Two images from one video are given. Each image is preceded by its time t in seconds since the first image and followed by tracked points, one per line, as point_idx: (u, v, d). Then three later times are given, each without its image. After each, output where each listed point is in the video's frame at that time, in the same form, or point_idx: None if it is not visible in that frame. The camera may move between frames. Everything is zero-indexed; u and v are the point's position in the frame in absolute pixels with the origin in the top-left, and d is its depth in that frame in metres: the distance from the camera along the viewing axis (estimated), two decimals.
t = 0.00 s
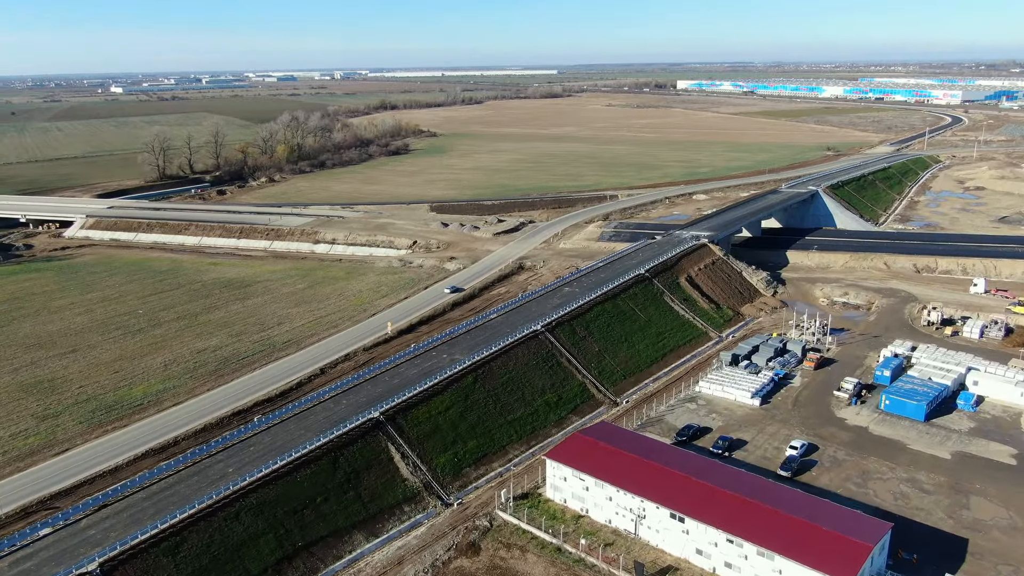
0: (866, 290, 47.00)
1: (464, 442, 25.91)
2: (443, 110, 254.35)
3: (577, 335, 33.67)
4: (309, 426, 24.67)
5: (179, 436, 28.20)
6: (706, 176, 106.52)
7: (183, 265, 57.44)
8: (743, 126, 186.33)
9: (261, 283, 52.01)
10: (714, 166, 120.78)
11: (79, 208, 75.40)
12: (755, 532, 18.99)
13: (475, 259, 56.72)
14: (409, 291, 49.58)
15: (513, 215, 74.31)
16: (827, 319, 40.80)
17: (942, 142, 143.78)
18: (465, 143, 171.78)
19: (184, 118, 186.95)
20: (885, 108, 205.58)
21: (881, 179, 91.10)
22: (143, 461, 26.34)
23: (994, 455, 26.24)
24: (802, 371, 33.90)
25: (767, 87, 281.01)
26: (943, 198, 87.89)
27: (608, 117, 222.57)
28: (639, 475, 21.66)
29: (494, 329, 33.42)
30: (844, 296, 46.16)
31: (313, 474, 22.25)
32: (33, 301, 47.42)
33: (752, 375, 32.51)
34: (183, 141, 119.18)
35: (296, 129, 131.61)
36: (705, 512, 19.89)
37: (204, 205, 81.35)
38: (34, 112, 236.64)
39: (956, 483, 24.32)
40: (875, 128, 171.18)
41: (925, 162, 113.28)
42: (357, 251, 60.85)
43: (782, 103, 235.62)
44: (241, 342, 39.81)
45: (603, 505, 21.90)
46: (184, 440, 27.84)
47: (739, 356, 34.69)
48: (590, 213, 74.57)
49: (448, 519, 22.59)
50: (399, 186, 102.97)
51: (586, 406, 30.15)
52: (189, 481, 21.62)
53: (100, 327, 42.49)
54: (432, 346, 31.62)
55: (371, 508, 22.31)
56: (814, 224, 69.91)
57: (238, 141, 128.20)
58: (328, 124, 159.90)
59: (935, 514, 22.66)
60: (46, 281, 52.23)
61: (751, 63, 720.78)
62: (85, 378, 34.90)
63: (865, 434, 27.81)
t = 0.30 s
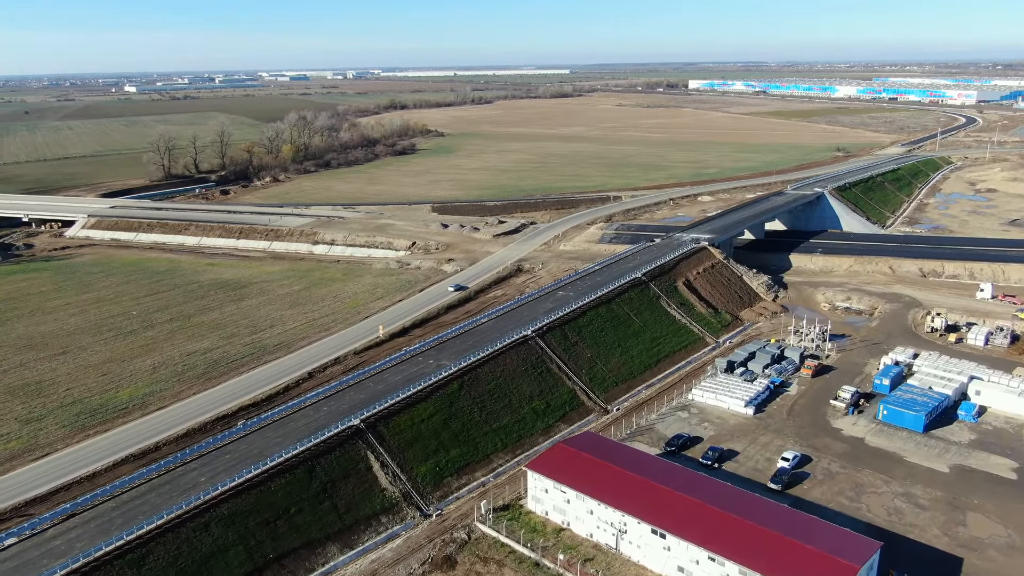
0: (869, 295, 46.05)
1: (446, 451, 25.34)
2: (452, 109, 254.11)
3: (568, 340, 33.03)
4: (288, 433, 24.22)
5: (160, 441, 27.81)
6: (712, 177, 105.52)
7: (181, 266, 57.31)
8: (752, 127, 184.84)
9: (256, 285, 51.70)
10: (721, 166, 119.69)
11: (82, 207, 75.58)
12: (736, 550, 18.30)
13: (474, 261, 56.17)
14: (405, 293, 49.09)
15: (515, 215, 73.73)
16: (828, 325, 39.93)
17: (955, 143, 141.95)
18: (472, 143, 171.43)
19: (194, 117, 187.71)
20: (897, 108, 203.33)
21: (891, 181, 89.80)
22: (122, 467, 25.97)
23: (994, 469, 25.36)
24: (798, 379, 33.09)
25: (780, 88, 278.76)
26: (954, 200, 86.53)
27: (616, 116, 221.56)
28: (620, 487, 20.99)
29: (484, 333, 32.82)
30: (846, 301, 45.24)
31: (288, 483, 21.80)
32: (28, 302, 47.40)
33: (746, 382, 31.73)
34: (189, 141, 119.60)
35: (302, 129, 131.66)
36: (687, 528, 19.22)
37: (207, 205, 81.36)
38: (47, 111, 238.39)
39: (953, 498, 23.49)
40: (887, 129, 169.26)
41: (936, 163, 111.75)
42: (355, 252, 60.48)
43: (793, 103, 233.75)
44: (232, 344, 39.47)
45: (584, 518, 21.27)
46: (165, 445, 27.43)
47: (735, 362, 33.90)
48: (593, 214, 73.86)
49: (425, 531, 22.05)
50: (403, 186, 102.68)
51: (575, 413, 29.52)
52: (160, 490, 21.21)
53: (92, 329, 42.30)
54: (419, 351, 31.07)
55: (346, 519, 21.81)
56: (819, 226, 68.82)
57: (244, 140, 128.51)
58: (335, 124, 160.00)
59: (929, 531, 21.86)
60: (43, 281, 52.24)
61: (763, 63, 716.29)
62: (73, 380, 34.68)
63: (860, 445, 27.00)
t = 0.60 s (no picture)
0: (869, 299, 45.18)
1: (425, 460, 24.76)
2: (457, 109, 253.55)
3: (557, 345, 32.41)
4: (263, 441, 23.72)
5: (137, 447, 27.38)
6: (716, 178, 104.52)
7: (175, 266, 57.02)
8: (759, 127, 183.47)
9: (249, 286, 51.31)
10: (726, 167, 118.67)
11: (80, 207, 75.48)
12: (713, 568, 17.64)
13: (469, 263, 55.61)
14: (398, 295, 48.56)
15: (514, 216, 73.08)
16: (824, 331, 39.13)
17: (964, 143, 140.37)
18: (476, 142, 170.87)
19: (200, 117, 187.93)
20: (907, 108, 201.42)
21: (897, 182, 88.63)
22: (96, 473, 25.57)
23: (989, 482, 24.58)
24: (792, 387, 32.32)
25: (788, 87, 276.73)
26: (961, 202, 85.32)
27: (623, 116, 220.46)
28: (596, 499, 20.40)
29: (470, 338, 32.28)
30: (845, 306, 44.40)
31: (258, 494, 21.28)
32: (19, 302, 47.21)
33: (738, 390, 31.00)
34: (192, 141, 119.61)
35: (305, 128, 131.44)
36: (664, 544, 18.57)
37: (205, 205, 81.16)
38: (55, 111, 239.29)
39: (946, 514, 22.74)
40: (896, 129, 167.58)
41: (944, 164, 110.36)
42: (351, 253, 60.02)
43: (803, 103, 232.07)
44: (219, 347, 39.05)
45: (562, 532, 20.65)
46: (142, 451, 27.02)
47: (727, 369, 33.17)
48: (592, 216, 73.15)
49: (399, 543, 21.50)
50: (404, 186, 102.26)
51: (561, 421, 28.88)
52: (128, 499, 20.75)
53: (80, 331, 41.98)
54: (403, 356, 30.53)
55: (318, 531, 21.29)
56: (821, 229, 67.81)
57: (247, 140, 128.55)
58: (339, 123, 159.78)
59: (920, 548, 21.13)
60: (36, 281, 52.04)
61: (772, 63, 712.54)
62: (56, 384, 34.33)
63: (852, 456, 26.25)
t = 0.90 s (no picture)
0: (870, 304, 44.30)
1: (404, 469, 24.23)
2: (464, 108, 253.19)
3: (545, 351, 31.80)
4: (237, 449, 23.26)
5: (115, 453, 26.99)
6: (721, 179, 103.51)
7: (171, 267, 56.79)
8: (767, 127, 182.02)
9: (243, 288, 51.00)
10: (732, 168, 117.57)
11: (81, 206, 75.51)
12: None
13: (466, 265, 55.07)
14: (392, 297, 48.09)
15: (513, 218, 72.47)
16: (822, 337, 38.29)
17: (976, 144, 138.58)
18: (482, 142, 170.28)
19: (206, 116, 188.31)
20: (918, 109, 199.31)
21: (904, 184, 87.39)
22: (71, 480, 25.23)
23: (985, 497, 23.76)
24: (786, 395, 31.57)
25: (798, 87, 274.47)
26: (969, 204, 84.02)
27: (630, 116, 219.35)
28: (573, 513, 19.79)
29: (457, 343, 31.70)
30: (845, 311, 43.54)
31: (229, 504, 20.82)
32: (12, 303, 47.09)
33: (730, 398, 30.28)
34: (197, 140, 119.77)
35: (309, 128, 131.33)
36: (640, 562, 17.93)
37: (206, 205, 81.04)
38: (66, 110, 240.82)
39: (939, 530, 21.97)
40: (906, 130, 165.75)
41: (954, 165, 108.90)
42: (348, 254, 59.61)
43: (813, 103, 230.14)
44: (207, 350, 38.65)
45: (538, 547, 20.05)
46: (120, 458, 26.64)
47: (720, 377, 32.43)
48: (593, 217, 72.42)
49: (373, 556, 20.98)
50: (407, 186, 101.85)
51: (546, 429, 28.27)
52: (96, 509, 20.35)
53: (70, 332, 41.73)
54: (386, 362, 29.99)
55: (289, 543, 20.81)
56: (825, 231, 66.74)
57: (251, 139, 128.53)
58: (345, 122, 159.59)
59: (909, 566, 20.39)
60: (31, 282, 51.96)
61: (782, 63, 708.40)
62: (40, 387, 34.02)
63: (844, 469, 25.49)
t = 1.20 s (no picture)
0: (870, 309, 43.40)
1: (381, 479, 23.68)
2: (471, 108, 252.72)
3: (533, 357, 31.18)
4: (210, 458, 22.78)
5: (92, 459, 26.56)
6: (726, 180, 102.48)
7: (167, 268, 56.54)
8: (776, 128, 180.48)
9: (236, 290, 50.63)
10: (738, 168, 116.42)
11: (81, 206, 75.49)
12: None
13: (462, 267, 54.50)
14: (385, 299, 47.60)
15: (513, 219, 71.85)
16: (819, 343, 37.45)
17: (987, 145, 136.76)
18: (487, 142, 169.72)
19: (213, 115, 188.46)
20: (929, 109, 197.15)
21: (912, 186, 86.12)
22: (46, 487, 24.87)
23: (981, 513, 22.95)
24: (780, 403, 30.80)
25: (807, 87, 272.24)
26: (978, 206, 82.67)
27: (637, 116, 218.21)
28: (550, 529, 19.13)
29: (442, 348, 31.11)
30: (845, 316, 42.69)
31: (197, 515, 20.34)
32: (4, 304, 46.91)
33: (721, 407, 29.56)
34: (201, 140, 119.90)
35: (313, 128, 131.14)
36: None
37: (206, 205, 80.86)
38: (76, 109, 241.82)
39: (931, 548, 21.21)
40: (917, 130, 163.85)
41: (963, 166, 107.39)
42: (344, 256, 59.15)
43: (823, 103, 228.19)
44: (195, 353, 38.22)
45: (512, 563, 19.45)
46: (96, 464, 26.24)
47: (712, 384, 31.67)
48: (593, 219, 71.66)
49: (344, 570, 20.44)
50: (409, 187, 101.38)
51: (531, 437, 27.65)
52: (61, 519, 19.91)
53: (59, 334, 41.45)
54: (370, 368, 29.43)
55: (259, 555, 20.30)
56: (828, 233, 65.72)
57: (255, 139, 128.48)
58: (350, 121, 159.39)
59: None
60: (26, 282, 51.84)
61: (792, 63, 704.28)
62: (24, 390, 33.70)
63: (836, 482, 24.72)
